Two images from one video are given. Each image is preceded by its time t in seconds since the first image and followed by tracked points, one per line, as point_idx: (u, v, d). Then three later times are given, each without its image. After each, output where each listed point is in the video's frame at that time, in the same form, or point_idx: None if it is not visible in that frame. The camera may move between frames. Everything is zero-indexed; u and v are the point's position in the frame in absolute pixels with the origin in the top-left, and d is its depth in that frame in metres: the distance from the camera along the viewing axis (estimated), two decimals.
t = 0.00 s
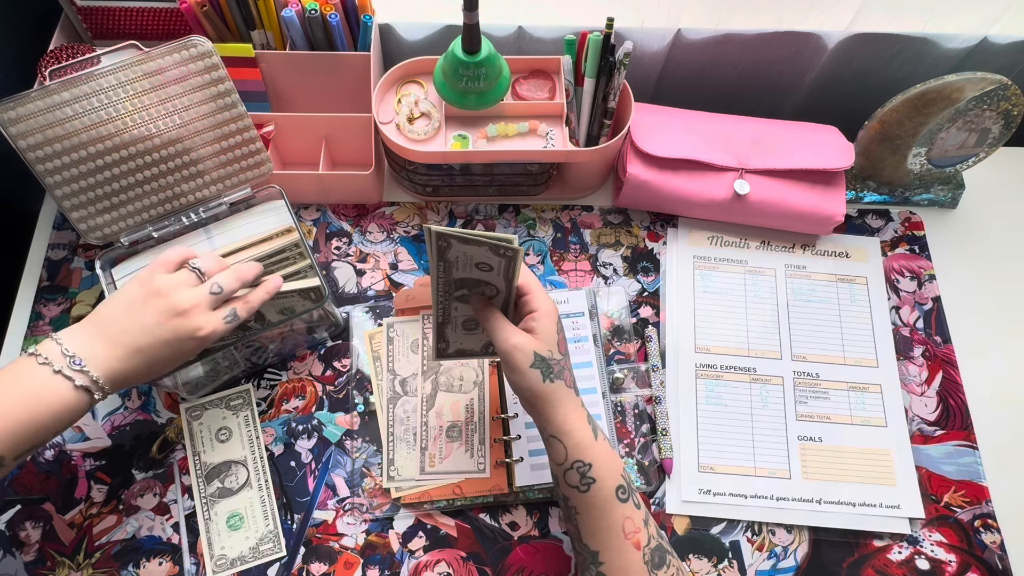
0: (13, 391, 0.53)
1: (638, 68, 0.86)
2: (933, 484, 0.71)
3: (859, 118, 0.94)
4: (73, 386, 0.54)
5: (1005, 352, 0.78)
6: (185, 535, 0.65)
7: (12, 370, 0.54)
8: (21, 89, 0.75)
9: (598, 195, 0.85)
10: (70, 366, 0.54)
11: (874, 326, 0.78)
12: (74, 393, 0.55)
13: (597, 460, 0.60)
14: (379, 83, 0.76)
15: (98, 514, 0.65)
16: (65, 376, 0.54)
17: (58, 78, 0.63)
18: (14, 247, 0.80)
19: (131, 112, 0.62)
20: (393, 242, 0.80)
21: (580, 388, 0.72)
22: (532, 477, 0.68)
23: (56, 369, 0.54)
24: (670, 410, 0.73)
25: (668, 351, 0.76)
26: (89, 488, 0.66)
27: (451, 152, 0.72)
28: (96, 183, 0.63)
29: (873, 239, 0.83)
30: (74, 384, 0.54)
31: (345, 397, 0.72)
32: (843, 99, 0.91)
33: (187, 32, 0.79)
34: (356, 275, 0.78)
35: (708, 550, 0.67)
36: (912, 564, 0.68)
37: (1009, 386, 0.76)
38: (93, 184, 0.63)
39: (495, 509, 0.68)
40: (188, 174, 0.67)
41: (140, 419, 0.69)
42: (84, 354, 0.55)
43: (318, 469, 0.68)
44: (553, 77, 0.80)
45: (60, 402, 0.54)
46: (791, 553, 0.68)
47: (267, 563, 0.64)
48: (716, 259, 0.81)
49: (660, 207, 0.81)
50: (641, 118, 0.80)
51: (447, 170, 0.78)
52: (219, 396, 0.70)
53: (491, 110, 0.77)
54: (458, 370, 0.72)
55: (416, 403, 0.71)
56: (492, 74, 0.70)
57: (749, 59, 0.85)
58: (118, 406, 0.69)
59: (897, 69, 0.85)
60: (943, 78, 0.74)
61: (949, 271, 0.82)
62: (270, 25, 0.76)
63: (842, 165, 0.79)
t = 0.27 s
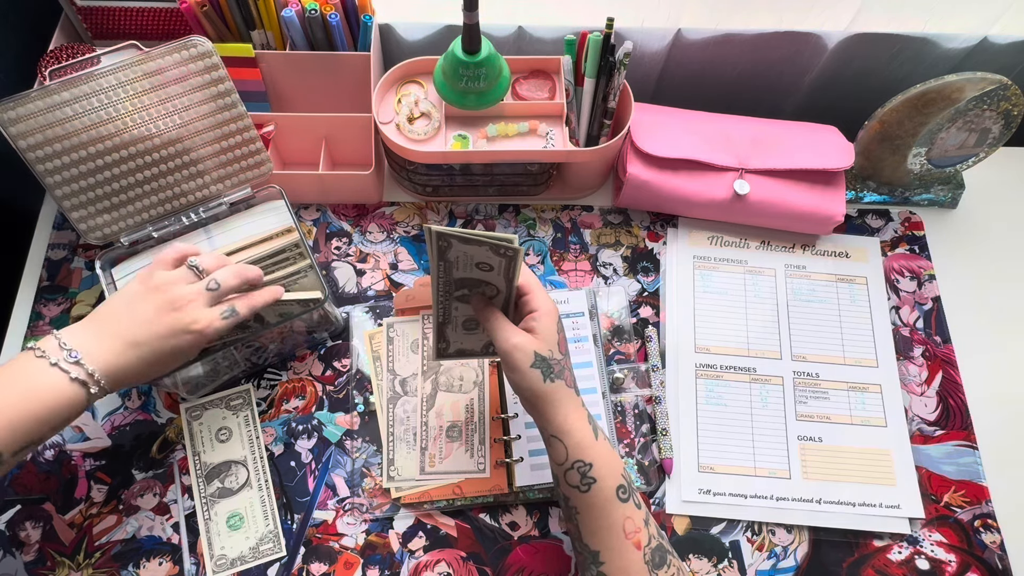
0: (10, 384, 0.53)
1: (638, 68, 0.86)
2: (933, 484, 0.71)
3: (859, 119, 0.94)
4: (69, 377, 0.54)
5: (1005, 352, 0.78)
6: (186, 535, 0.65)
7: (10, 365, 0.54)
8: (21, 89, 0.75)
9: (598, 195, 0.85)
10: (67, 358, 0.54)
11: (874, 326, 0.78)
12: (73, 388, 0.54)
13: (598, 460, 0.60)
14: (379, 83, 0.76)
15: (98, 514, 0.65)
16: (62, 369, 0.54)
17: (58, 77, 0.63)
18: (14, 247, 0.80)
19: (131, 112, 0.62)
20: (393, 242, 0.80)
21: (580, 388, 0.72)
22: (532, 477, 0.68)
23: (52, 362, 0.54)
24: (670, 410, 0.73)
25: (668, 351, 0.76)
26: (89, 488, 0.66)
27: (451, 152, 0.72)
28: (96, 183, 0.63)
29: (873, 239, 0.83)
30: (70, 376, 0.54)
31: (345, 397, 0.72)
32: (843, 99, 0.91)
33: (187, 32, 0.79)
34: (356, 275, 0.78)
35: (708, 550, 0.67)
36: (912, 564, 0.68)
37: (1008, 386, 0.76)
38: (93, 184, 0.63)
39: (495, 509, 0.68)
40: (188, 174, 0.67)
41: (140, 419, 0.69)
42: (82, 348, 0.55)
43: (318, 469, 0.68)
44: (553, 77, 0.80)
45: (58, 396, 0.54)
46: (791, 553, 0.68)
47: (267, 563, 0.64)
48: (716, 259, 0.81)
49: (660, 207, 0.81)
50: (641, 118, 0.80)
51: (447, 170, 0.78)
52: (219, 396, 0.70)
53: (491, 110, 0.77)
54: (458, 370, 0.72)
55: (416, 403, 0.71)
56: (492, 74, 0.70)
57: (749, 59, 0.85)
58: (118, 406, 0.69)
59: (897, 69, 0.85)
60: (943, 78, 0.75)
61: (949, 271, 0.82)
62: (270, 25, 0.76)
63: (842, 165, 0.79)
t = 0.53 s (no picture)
0: None
1: (638, 68, 0.86)
2: (933, 484, 0.71)
3: (859, 119, 0.94)
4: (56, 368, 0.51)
5: (1005, 352, 0.78)
6: (185, 535, 0.65)
7: None
8: (21, 89, 0.75)
9: (598, 195, 0.85)
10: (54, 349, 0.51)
11: (874, 326, 0.78)
12: (63, 379, 0.51)
13: (598, 459, 0.60)
14: (379, 82, 0.76)
15: (98, 514, 0.65)
16: (50, 360, 0.51)
17: (58, 77, 0.63)
18: (14, 247, 0.80)
19: (130, 112, 0.62)
20: (393, 242, 0.80)
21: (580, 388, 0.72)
22: (532, 477, 0.68)
23: (40, 354, 0.51)
24: (670, 410, 0.73)
25: (668, 351, 0.76)
26: (89, 488, 0.66)
27: (451, 152, 0.72)
28: (96, 183, 0.63)
29: (873, 239, 0.83)
30: (58, 367, 0.51)
31: (345, 397, 0.72)
32: (843, 99, 0.91)
33: (188, 32, 0.79)
34: (356, 275, 0.78)
35: (708, 549, 0.67)
36: (912, 564, 0.68)
37: (1009, 386, 0.76)
38: (93, 184, 0.63)
39: (495, 509, 0.68)
40: (188, 174, 0.67)
41: (140, 419, 0.69)
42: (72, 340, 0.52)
43: (318, 469, 0.68)
44: (553, 77, 0.80)
45: (45, 388, 0.50)
46: (791, 553, 0.68)
47: (267, 563, 0.64)
48: (716, 259, 0.81)
49: (660, 207, 0.81)
50: (641, 118, 0.80)
51: (447, 170, 0.78)
52: (219, 396, 0.70)
53: (491, 110, 0.78)
54: (458, 370, 0.72)
55: (415, 403, 0.71)
56: (492, 74, 0.70)
57: (749, 59, 0.85)
58: (119, 406, 0.69)
59: (897, 69, 0.85)
60: (943, 78, 0.75)
61: (949, 271, 0.82)
62: (270, 25, 0.76)
63: (842, 165, 0.79)
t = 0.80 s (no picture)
0: None
1: (638, 68, 0.86)
2: (932, 484, 0.71)
3: (859, 119, 0.94)
4: (21, 349, 0.49)
5: (1005, 352, 0.78)
6: (185, 535, 0.65)
7: None
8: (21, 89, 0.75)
9: (598, 195, 0.85)
10: (22, 333, 0.49)
11: (874, 326, 0.78)
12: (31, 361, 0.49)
13: (597, 459, 0.59)
14: (379, 83, 0.76)
15: (98, 514, 0.65)
16: (16, 344, 0.49)
17: (58, 77, 0.63)
18: (14, 247, 0.80)
19: (131, 112, 0.62)
20: (393, 242, 0.80)
21: (580, 388, 0.72)
22: (532, 477, 0.68)
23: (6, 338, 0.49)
24: (670, 410, 0.73)
25: (668, 351, 0.76)
26: (88, 488, 0.66)
27: (451, 152, 0.72)
28: (96, 183, 0.63)
29: (873, 239, 0.83)
30: (23, 347, 0.49)
31: (345, 397, 0.72)
32: (843, 99, 0.91)
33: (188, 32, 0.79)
34: (355, 275, 0.78)
35: (708, 549, 0.67)
36: (912, 564, 0.68)
37: (1009, 386, 0.76)
38: (94, 184, 0.63)
39: (495, 509, 0.68)
40: (188, 175, 0.67)
41: (140, 419, 0.69)
42: (42, 325, 0.50)
43: (318, 469, 0.68)
44: (553, 77, 0.80)
45: (13, 371, 0.48)
46: (791, 553, 0.68)
47: (267, 563, 0.64)
48: (716, 259, 0.81)
49: (660, 207, 0.81)
50: (641, 118, 0.80)
51: (447, 170, 0.78)
52: (219, 396, 0.70)
53: (491, 110, 0.77)
54: (458, 370, 0.72)
55: (415, 403, 0.71)
56: (492, 74, 0.70)
57: (749, 59, 0.85)
58: (119, 406, 0.69)
59: (898, 69, 0.85)
60: (943, 78, 0.74)
61: (949, 270, 0.82)
62: (270, 25, 0.76)
63: (842, 165, 0.79)
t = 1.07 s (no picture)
0: None
1: (638, 68, 0.86)
2: (932, 484, 0.71)
3: (859, 119, 0.94)
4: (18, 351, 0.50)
5: (1005, 352, 0.78)
6: (185, 535, 0.65)
7: None
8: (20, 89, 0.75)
9: (598, 195, 0.85)
10: (21, 337, 0.51)
11: (874, 326, 0.78)
12: (28, 362, 0.50)
13: (589, 455, 0.59)
14: (379, 83, 0.76)
15: (98, 514, 0.65)
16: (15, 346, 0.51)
17: (58, 77, 0.63)
18: (14, 246, 0.80)
19: (130, 112, 0.62)
20: (393, 242, 0.80)
21: (580, 388, 0.72)
22: (532, 477, 0.68)
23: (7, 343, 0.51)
24: (670, 410, 0.73)
25: (668, 352, 0.76)
26: (88, 488, 0.66)
27: (451, 152, 0.72)
28: (96, 183, 0.63)
29: (873, 239, 0.83)
30: (20, 349, 0.50)
31: (345, 397, 0.72)
32: (843, 99, 0.91)
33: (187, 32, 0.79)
34: (356, 275, 0.78)
35: (708, 549, 0.67)
36: (912, 564, 0.68)
37: (1009, 386, 0.76)
38: (94, 184, 0.63)
39: (495, 509, 0.68)
40: (188, 175, 0.67)
41: (140, 419, 0.69)
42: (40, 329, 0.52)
43: (318, 469, 0.68)
44: (553, 77, 0.80)
45: (13, 373, 0.49)
46: (791, 553, 0.68)
47: (267, 563, 0.64)
48: (716, 259, 0.81)
49: (660, 207, 0.81)
50: (641, 118, 0.80)
51: (447, 170, 0.78)
52: (219, 396, 0.70)
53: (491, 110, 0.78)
54: (458, 370, 0.72)
55: (416, 403, 0.71)
56: (492, 74, 0.70)
57: (750, 59, 0.84)
58: (119, 406, 0.69)
59: (898, 69, 0.85)
60: (943, 78, 0.75)
61: (949, 270, 0.82)
62: (270, 25, 0.76)
63: (842, 165, 0.79)
